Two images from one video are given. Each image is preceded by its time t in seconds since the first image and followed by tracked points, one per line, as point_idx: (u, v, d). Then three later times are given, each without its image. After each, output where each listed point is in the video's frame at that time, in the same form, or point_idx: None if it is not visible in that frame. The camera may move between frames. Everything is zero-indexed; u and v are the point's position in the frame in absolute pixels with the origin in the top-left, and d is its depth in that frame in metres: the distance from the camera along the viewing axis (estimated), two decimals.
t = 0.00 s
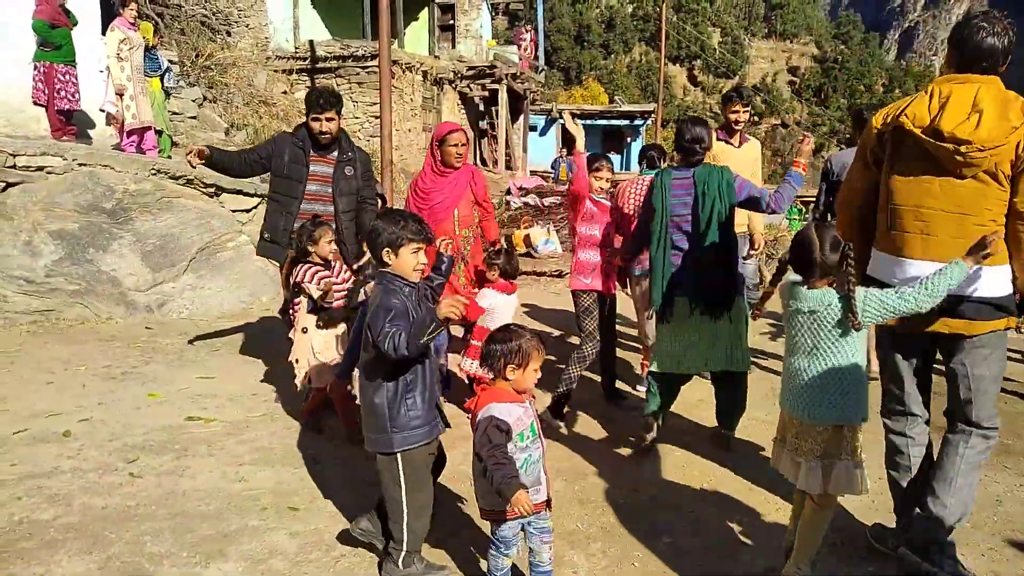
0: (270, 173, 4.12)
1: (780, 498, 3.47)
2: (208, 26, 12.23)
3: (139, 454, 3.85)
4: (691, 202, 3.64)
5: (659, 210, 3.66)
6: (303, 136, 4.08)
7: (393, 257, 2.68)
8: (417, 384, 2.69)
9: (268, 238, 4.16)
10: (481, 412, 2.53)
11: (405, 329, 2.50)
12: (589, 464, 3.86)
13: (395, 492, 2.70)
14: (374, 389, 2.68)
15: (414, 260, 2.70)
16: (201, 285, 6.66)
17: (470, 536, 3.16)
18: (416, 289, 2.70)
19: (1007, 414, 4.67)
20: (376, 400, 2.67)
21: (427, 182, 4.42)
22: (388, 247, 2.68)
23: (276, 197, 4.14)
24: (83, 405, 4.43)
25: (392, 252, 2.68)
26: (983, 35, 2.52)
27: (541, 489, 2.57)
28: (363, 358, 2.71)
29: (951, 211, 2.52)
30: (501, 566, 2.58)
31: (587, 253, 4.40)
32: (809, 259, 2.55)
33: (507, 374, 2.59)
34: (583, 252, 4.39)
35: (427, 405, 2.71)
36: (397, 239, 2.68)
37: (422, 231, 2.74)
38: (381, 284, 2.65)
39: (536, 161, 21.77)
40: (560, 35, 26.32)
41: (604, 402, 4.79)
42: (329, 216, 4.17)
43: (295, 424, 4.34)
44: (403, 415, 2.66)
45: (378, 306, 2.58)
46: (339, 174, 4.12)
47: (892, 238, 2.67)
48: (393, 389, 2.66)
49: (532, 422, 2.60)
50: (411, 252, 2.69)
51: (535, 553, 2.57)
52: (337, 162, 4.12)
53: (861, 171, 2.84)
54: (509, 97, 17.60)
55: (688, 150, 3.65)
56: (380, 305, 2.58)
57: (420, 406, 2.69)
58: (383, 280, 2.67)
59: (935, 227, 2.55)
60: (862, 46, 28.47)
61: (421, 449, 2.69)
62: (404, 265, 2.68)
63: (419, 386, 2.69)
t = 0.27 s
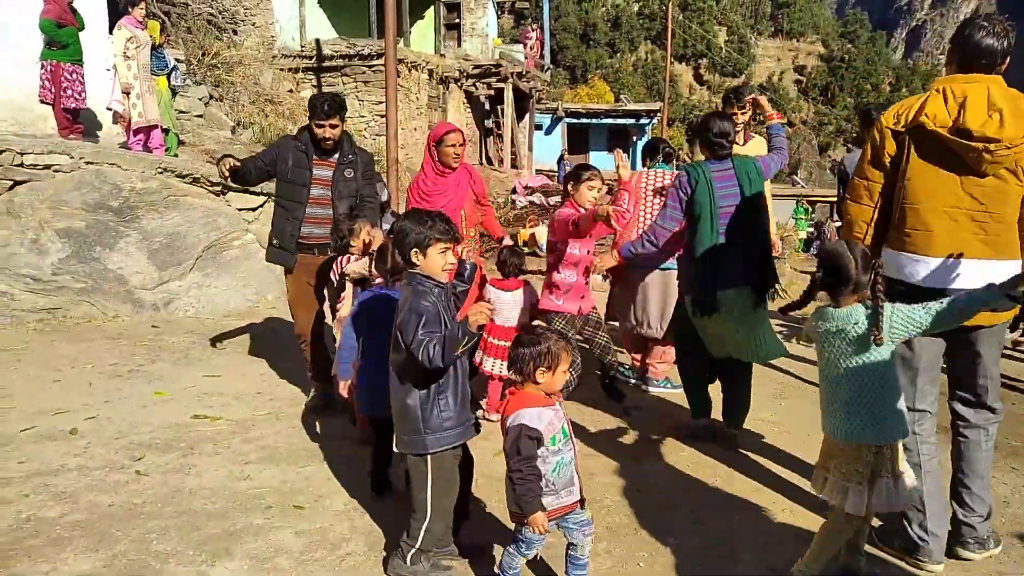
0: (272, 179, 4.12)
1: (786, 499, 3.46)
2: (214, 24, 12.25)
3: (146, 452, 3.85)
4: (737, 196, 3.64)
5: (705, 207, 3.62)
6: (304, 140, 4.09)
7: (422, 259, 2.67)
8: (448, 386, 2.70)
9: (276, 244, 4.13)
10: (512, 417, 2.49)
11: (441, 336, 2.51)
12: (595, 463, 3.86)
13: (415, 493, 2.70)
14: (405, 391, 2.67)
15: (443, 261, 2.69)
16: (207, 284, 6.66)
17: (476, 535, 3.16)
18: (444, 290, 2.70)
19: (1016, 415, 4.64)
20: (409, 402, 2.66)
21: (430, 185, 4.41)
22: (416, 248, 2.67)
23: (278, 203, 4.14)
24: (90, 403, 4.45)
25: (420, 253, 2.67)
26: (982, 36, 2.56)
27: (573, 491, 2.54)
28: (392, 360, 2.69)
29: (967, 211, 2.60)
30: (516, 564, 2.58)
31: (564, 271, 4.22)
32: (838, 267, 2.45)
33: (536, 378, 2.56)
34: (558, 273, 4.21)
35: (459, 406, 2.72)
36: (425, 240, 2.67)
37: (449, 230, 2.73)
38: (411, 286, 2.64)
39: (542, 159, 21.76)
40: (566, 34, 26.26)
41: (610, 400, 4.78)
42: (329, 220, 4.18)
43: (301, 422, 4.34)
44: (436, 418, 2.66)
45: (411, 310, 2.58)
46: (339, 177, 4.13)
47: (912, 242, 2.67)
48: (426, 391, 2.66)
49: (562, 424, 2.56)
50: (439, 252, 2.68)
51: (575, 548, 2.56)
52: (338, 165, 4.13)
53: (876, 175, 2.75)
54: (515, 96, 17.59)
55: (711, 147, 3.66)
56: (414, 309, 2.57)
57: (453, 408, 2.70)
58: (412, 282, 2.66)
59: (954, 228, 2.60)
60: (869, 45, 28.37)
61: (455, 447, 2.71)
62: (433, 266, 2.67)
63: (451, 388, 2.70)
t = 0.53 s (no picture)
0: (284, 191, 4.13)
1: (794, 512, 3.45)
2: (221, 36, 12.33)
3: (153, 464, 3.86)
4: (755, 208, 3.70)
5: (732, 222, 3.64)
6: (315, 148, 4.11)
7: (445, 263, 2.72)
8: (475, 388, 2.73)
9: (289, 255, 4.12)
10: (585, 437, 2.46)
11: (463, 338, 2.55)
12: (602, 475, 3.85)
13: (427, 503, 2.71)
14: (432, 395, 2.70)
15: (466, 265, 2.72)
16: (214, 295, 6.64)
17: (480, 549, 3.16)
18: (468, 293, 2.73)
19: None
20: (436, 406, 2.69)
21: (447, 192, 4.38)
22: (440, 253, 2.71)
23: (292, 215, 4.13)
24: (97, 415, 4.46)
25: (443, 257, 2.71)
26: (988, 50, 2.63)
27: (638, 508, 2.56)
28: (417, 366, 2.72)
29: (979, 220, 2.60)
30: None
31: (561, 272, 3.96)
32: (875, 281, 2.46)
33: (603, 396, 2.52)
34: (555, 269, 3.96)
35: (485, 407, 2.75)
36: (449, 244, 2.70)
37: (473, 235, 2.75)
38: (434, 290, 2.68)
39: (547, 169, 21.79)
40: (570, 45, 26.33)
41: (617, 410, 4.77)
42: (347, 227, 4.15)
43: (308, 433, 4.34)
44: (464, 420, 2.70)
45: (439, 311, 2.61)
46: (351, 183, 4.11)
47: (938, 252, 2.67)
48: (452, 394, 2.69)
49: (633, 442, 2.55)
50: (462, 257, 2.71)
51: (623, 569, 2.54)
52: (349, 172, 4.12)
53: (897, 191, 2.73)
54: (520, 106, 17.64)
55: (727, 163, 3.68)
56: (439, 310, 2.61)
57: (479, 409, 2.73)
58: (436, 286, 2.69)
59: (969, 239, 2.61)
60: (873, 54, 28.38)
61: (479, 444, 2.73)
62: (456, 270, 2.71)
63: (477, 390, 2.73)
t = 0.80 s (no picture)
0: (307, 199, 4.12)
1: (809, 525, 3.43)
2: (237, 47, 12.45)
3: (168, 471, 3.88)
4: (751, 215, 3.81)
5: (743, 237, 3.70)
6: (337, 157, 4.11)
7: (475, 272, 2.73)
8: (507, 396, 2.73)
9: (315, 266, 4.08)
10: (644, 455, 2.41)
11: (489, 348, 2.56)
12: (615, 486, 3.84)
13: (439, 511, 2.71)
14: (464, 404, 2.71)
15: (496, 274, 2.74)
16: (229, 303, 6.68)
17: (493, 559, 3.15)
18: (498, 302, 2.75)
19: None
20: (469, 415, 2.71)
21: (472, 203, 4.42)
22: (470, 262, 2.73)
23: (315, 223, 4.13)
24: (113, 422, 4.49)
25: (473, 267, 2.72)
26: None
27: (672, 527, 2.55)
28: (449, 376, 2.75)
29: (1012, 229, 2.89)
30: None
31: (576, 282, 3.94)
32: (927, 292, 2.55)
33: (659, 413, 2.51)
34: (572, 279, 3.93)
35: (519, 414, 2.75)
36: (479, 254, 2.72)
37: (503, 244, 2.77)
38: (465, 300, 2.71)
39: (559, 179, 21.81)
40: (584, 55, 26.38)
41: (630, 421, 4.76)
42: (368, 235, 4.17)
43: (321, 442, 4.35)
44: (498, 427, 2.70)
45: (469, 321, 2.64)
46: (372, 192, 4.13)
47: (987, 267, 2.96)
48: (483, 402, 2.70)
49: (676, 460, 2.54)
50: (493, 266, 2.73)
51: None
52: (369, 181, 4.13)
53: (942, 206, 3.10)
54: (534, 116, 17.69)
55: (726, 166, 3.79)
56: (468, 321, 2.64)
57: (513, 417, 2.73)
58: (466, 296, 2.73)
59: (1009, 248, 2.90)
60: (888, 64, 28.26)
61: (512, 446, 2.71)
62: (486, 279, 2.73)
63: (510, 398, 2.73)
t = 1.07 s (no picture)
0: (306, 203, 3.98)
1: (804, 520, 3.44)
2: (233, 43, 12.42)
3: (164, 467, 3.87)
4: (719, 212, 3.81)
5: (717, 236, 3.71)
6: (340, 161, 3.94)
7: (489, 267, 2.72)
8: (517, 392, 2.72)
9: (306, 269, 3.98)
10: (669, 444, 2.41)
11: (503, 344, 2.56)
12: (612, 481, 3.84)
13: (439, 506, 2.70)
14: (474, 399, 2.71)
15: (509, 269, 2.73)
16: (225, 299, 6.66)
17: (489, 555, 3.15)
18: (511, 298, 2.75)
19: None
20: (478, 410, 2.71)
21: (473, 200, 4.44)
22: (483, 257, 2.71)
23: (313, 229, 3.98)
24: (109, 418, 4.48)
25: (487, 262, 2.71)
26: None
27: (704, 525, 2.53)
28: (461, 370, 2.76)
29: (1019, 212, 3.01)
30: None
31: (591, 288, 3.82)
32: (971, 272, 2.46)
33: (684, 405, 2.54)
34: (589, 281, 3.77)
35: (528, 411, 2.74)
36: (492, 249, 2.70)
37: (515, 239, 2.76)
38: (478, 295, 2.72)
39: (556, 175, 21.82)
40: (581, 51, 26.34)
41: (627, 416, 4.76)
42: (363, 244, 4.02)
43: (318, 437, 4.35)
44: (506, 423, 2.69)
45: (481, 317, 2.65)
46: (371, 203, 3.96)
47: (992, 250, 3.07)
48: (493, 398, 2.69)
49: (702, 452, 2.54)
50: (506, 261, 2.72)
51: None
52: (369, 190, 3.97)
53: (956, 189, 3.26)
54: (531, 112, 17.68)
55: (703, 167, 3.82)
56: (480, 316, 2.64)
57: (522, 413, 2.72)
58: (479, 291, 2.73)
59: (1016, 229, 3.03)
60: (885, 60, 28.26)
61: (518, 443, 2.71)
62: (499, 274, 2.72)
63: (519, 394, 2.72)
